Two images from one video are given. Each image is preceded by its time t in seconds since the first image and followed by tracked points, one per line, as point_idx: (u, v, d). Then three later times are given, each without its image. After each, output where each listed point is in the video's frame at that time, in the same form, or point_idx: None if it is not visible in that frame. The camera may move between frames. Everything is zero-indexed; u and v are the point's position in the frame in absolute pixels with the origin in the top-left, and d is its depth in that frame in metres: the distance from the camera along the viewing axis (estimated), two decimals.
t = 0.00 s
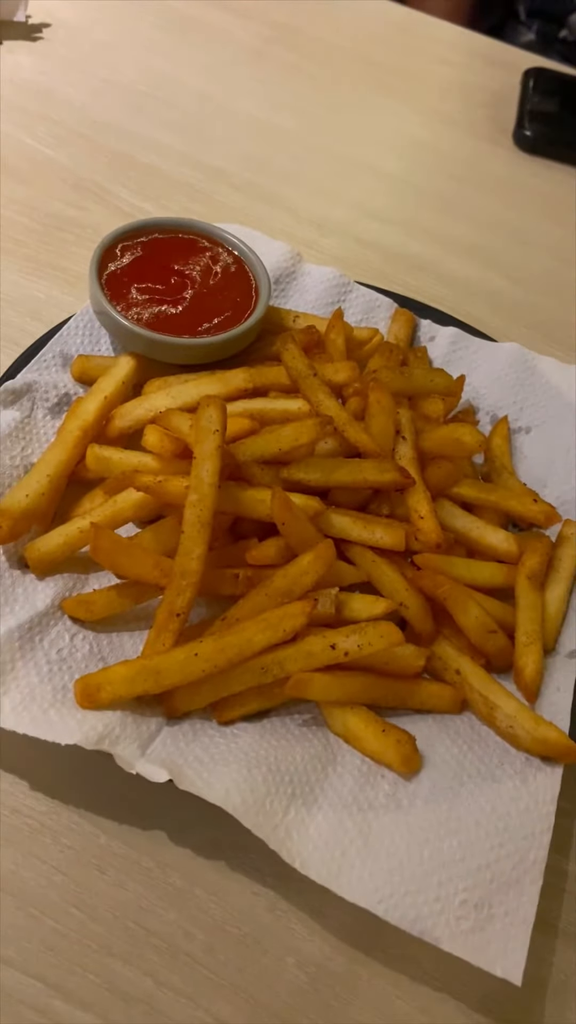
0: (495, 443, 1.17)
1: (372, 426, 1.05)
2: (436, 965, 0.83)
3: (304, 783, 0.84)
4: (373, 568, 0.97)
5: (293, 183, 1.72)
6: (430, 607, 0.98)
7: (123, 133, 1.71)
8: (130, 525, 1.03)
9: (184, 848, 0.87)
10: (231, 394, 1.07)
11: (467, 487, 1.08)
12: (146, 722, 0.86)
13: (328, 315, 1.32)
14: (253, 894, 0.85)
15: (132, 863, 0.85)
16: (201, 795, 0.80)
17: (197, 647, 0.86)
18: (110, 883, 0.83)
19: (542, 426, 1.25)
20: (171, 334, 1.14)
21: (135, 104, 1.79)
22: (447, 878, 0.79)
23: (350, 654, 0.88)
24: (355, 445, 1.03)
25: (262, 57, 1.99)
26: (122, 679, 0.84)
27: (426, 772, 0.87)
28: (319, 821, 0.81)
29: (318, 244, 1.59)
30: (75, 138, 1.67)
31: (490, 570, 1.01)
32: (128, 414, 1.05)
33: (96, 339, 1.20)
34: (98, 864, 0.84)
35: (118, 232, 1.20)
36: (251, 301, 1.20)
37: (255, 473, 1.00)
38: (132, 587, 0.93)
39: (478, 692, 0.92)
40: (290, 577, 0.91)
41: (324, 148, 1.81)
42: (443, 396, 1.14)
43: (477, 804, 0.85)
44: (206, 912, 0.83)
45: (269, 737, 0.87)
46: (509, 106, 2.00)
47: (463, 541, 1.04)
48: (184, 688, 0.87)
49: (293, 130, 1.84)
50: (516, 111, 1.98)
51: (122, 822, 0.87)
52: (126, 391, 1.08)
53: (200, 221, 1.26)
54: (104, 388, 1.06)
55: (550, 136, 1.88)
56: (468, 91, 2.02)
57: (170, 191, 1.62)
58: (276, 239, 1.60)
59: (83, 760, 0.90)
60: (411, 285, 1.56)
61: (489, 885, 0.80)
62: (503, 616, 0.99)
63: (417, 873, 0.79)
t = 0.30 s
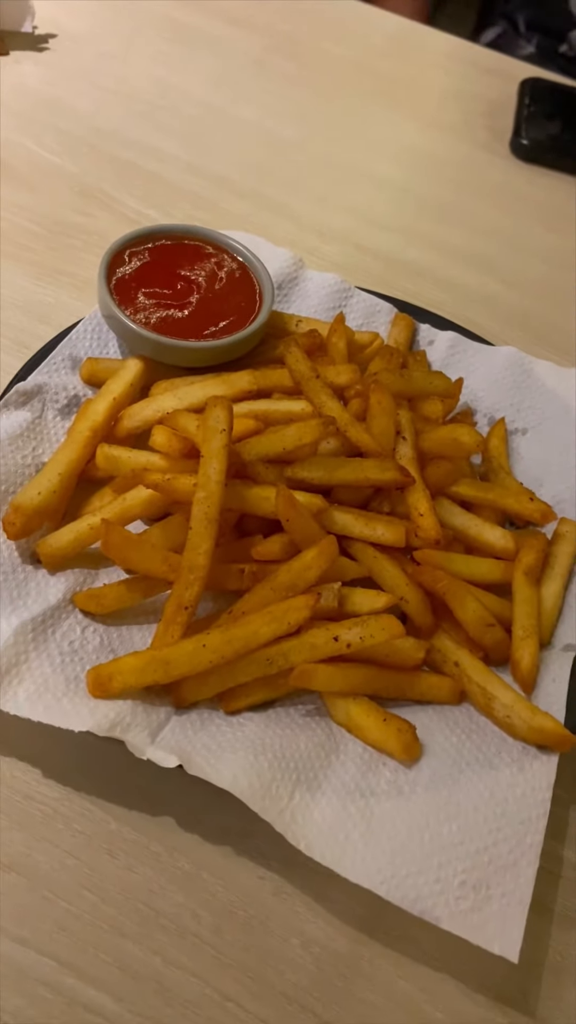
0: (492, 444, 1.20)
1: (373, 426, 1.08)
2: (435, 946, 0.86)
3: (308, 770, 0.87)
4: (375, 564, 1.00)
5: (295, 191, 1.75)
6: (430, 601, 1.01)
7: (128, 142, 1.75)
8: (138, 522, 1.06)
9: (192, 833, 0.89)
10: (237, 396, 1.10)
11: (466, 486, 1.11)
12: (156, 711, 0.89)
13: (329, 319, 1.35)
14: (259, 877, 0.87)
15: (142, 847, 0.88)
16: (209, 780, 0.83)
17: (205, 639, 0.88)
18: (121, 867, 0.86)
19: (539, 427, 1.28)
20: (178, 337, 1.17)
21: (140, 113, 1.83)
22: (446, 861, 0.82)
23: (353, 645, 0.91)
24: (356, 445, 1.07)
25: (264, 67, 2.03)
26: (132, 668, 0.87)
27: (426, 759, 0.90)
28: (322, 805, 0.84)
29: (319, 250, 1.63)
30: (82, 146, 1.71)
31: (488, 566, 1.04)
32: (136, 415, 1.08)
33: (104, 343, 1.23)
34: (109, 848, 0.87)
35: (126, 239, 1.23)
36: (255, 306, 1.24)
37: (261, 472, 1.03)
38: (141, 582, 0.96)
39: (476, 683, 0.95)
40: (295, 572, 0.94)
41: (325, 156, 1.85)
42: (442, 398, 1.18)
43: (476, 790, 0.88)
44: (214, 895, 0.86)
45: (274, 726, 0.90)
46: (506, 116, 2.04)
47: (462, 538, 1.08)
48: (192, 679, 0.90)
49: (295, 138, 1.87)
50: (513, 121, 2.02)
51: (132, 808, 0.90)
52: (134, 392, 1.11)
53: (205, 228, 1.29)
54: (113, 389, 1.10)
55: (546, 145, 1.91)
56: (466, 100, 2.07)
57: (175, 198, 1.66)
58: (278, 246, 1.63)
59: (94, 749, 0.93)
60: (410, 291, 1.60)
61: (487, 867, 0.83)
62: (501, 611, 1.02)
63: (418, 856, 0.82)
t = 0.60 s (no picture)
0: (486, 446, 1.23)
1: (370, 429, 1.11)
2: (431, 930, 0.89)
3: (308, 760, 0.90)
4: (372, 562, 1.03)
5: (294, 200, 1.79)
6: (425, 598, 1.05)
7: (131, 152, 1.79)
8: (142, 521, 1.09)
9: (196, 822, 0.92)
10: (239, 399, 1.14)
11: (461, 487, 1.14)
12: (160, 703, 0.92)
13: (328, 325, 1.39)
14: (260, 864, 0.90)
15: (147, 835, 0.91)
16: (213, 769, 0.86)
17: (208, 634, 0.91)
18: (127, 854, 0.89)
19: (532, 430, 1.32)
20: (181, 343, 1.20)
21: (142, 124, 1.87)
22: (441, 846, 0.85)
23: (351, 640, 0.94)
24: (354, 447, 1.10)
25: (263, 78, 2.07)
26: (138, 662, 0.89)
27: (422, 750, 0.93)
28: (322, 793, 0.87)
29: (318, 258, 1.67)
30: (85, 156, 1.75)
31: (482, 564, 1.07)
32: (141, 418, 1.11)
33: (109, 348, 1.26)
34: (115, 836, 0.90)
35: (130, 247, 1.26)
36: (256, 312, 1.27)
37: (262, 472, 1.06)
38: (146, 579, 0.99)
39: (470, 677, 0.98)
40: (295, 569, 0.97)
41: (324, 166, 1.89)
42: (437, 402, 1.21)
43: (470, 779, 0.91)
44: (217, 881, 0.89)
45: (275, 718, 0.93)
46: (501, 126, 2.08)
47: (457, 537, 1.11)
48: (195, 672, 0.93)
49: (294, 148, 1.91)
50: (508, 131, 2.06)
51: (137, 798, 0.93)
52: (138, 396, 1.14)
53: (207, 236, 1.33)
54: (117, 393, 1.13)
55: (541, 154, 1.95)
56: (462, 111, 2.11)
57: (176, 207, 1.70)
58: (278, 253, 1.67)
59: (101, 740, 0.96)
60: (407, 297, 1.63)
61: (481, 853, 0.86)
62: (495, 607, 1.05)
63: (414, 841, 0.85)
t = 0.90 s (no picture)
0: (478, 449, 1.26)
1: (364, 431, 1.13)
2: (424, 921, 0.90)
3: (304, 754, 0.92)
4: (366, 561, 1.05)
5: (290, 207, 1.82)
6: (418, 597, 1.07)
7: (130, 161, 1.81)
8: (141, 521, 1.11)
9: (193, 815, 0.94)
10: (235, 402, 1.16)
11: (454, 488, 1.17)
12: (158, 699, 0.94)
13: (323, 330, 1.41)
14: (256, 856, 0.92)
15: (146, 828, 0.92)
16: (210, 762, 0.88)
17: (205, 631, 0.93)
18: (125, 846, 0.91)
19: (524, 433, 1.34)
20: (178, 348, 1.23)
21: (141, 132, 1.90)
22: (433, 837, 0.87)
23: (345, 636, 0.96)
24: (348, 449, 1.12)
25: (260, 87, 2.10)
26: (136, 658, 0.91)
27: (414, 745, 0.95)
28: (316, 786, 0.89)
29: (314, 264, 1.69)
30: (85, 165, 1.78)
31: (474, 564, 1.09)
32: (139, 420, 1.14)
33: (108, 353, 1.29)
34: (114, 829, 0.92)
35: (130, 253, 1.29)
36: (252, 318, 1.29)
37: (258, 474, 1.09)
38: (144, 578, 1.01)
39: (462, 674, 1.00)
40: (290, 568, 1.00)
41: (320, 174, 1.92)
42: (430, 405, 1.23)
43: (462, 773, 0.93)
44: (213, 872, 0.91)
45: (271, 713, 0.95)
46: (495, 134, 2.11)
47: (450, 537, 1.13)
48: (192, 669, 0.95)
49: (291, 156, 1.94)
50: (502, 139, 2.09)
51: (136, 792, 0.95)
52: (137, 399, 1.16)
53: (205, 244, 1.35)
54: (116, 396, 1.15)
55: (533, 162, 1.98)
56: (457, 120, 2.14)
57: (174, 214, 1.72)
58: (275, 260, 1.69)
59: (100, 735, 0.98)
60: (401, 303, 1.66)
61: (472, 844, 0.88)
62: (486, 605, 1.07)
63: (406, 832, 0.87)
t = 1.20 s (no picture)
0: (474, 454, 1.28)
1: (361, 436, 1.15)
2: (420, 919, 0.92)
3: (302, 754, 0.93)
4: (363, 564, 1.07)
5: (288, 215, 1.84)
6: (415, 599, 1.08)
7: (130, 170, 1.83)
8: (141, 526, 1.13)
9: (192, 815, 0.96)
10: (234, 408, 1.18)
11: (450, 492, 1.18)
12: (158, 700, 0.95)
13: (321, 337, 1.43)
14: (255, 856, 0.94)
15: (146, 828, 0.94)
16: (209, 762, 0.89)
17: (205, 633, 0.95)
18: (126, 846, 0.92)
19: (519, 438, 1.36)
20: (178, 354, 1.24)
21: (141, 141, 1.92)
22: (429, 836, 0.89)
23: (342, 638, 0.98)
24: (346, 454, 1.14)
25: (259, 96, 2.12)
26: (136, 660, 0.93)
27: (411, 745, 0.97)
28: (314, 786, 0.91)
29: (312, 272, 1.71)
30: (86, 173, 1.80)
31: (470, 567, 1.11)
32: (139, 426, 1.15)
33: (108, 359, 1.30)
34: (115, 828, 0.93)
35: (130, 262, 1.31)
36: (251, 325, 1.31)
37: (257, 479, 1.10)
38: (144, 581, 1.03)
39: (458, 675, 1.02)
40: (288, 571, 1.01)
41: (318, 182, 1.94)
42: (426, 411, 1.25)
43: (457, 773, 0.95)
44: (213, 871, 0.92)
45: (269, 715, 0.97)
46: (491, 143, 2.13)
47: (446, 541, 1.15)
48: (192, 671, 0.96)
49: (289, 165, 1.96)
50: (498, 148, 2.11)
51: (136, 792, 0.96)
52: (137, 405, 1.18)
53: (204, 252, 1.37)
54: (116, 402, 1.17)
55: (529, 171, 1.99)
56: (453, 129, 2.16)
57: (174, 222, 1.74)
58: (273, 267, 1.71)
59: (101, 737, 1.00)
60: (398, 310, 1.68)
61: (467, 843, 0.89)
62: (482, 608, 1.09)
63: (402, 831, 0.89)
